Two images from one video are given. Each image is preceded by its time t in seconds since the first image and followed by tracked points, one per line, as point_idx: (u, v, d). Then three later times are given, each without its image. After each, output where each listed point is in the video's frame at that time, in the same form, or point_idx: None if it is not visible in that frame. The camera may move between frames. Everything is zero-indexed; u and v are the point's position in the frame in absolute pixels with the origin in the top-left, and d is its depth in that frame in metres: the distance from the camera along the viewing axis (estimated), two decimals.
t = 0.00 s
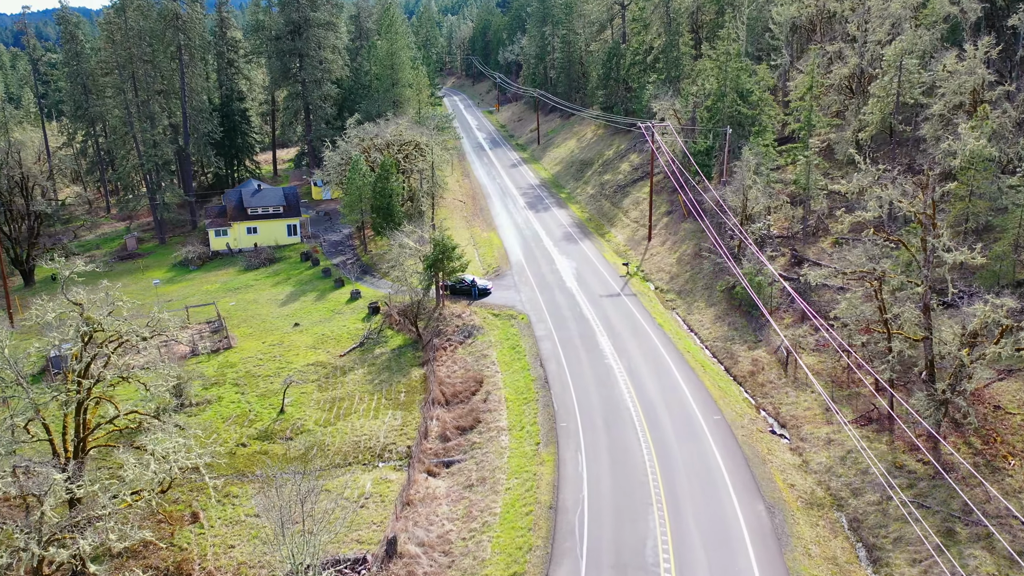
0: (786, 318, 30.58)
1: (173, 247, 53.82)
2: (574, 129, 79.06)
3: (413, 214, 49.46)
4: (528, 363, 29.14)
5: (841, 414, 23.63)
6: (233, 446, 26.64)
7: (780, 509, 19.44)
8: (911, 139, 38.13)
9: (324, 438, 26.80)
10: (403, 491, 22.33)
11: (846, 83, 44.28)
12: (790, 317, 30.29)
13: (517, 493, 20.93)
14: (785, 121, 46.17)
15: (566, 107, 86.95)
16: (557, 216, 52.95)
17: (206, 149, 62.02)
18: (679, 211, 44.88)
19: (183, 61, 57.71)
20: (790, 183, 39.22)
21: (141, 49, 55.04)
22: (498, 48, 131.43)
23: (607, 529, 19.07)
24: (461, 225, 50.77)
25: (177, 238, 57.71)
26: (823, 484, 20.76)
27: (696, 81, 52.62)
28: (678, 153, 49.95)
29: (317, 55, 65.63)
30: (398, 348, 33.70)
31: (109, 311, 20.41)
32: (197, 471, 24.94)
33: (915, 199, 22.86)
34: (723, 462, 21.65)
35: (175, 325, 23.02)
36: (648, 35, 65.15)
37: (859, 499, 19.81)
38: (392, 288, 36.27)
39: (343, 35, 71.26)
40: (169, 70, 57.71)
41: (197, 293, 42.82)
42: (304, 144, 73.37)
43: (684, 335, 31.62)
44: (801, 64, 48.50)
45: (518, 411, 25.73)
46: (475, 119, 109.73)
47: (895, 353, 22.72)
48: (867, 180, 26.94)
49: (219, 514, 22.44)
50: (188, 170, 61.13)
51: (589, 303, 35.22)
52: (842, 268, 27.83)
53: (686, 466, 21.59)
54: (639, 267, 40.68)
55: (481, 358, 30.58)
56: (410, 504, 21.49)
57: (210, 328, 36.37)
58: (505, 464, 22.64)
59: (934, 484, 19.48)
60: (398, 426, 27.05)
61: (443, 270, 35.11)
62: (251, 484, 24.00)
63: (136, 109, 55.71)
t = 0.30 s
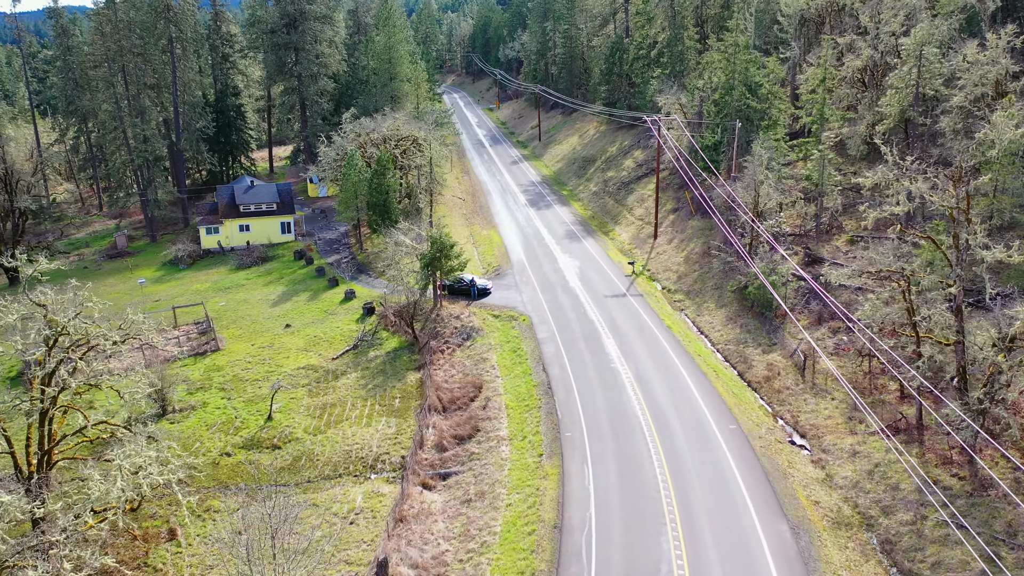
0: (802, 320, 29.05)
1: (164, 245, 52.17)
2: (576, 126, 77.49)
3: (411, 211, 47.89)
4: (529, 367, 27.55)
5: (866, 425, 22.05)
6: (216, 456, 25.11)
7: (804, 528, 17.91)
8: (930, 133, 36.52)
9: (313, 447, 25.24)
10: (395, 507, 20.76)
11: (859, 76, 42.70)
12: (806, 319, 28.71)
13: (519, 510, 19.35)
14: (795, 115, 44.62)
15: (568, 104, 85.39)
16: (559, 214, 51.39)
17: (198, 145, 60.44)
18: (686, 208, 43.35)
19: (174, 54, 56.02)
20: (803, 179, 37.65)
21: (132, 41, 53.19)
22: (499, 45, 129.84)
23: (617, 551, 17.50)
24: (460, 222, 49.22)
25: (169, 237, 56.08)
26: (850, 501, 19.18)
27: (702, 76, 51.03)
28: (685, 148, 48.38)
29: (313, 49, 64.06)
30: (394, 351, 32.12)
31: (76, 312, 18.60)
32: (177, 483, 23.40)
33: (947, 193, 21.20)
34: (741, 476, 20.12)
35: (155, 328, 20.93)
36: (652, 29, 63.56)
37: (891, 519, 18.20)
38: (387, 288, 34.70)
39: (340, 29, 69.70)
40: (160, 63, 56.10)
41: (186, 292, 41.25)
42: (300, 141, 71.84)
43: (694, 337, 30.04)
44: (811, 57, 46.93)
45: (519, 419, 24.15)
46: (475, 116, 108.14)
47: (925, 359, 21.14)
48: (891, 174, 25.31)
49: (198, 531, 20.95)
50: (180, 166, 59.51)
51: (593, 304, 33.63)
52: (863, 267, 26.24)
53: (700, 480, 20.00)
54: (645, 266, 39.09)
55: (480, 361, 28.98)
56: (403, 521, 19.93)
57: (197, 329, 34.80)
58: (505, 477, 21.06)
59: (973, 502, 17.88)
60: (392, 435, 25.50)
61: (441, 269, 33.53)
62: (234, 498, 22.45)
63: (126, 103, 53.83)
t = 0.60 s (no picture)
0: (826, 329, 27.07)
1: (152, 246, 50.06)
2: (580, 124, 75.51)
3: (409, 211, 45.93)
4: (534, 379, 25.54)
5: (904, 448, 20.04)
6: (193, 477, 23.17)
7: (843, 571, 15.98)
8: (957, 129, 34.48)
9: (298, 467, 23.26)
10: (386, 538, 18.77)
11: (879, 70, 40.75)
12: (830, 329, 26.75)
13: (523, 546, 17.38)
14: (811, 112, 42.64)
15: (571, 101, 83.43)
16: (563, 214, 49.42)
17: (189, 142, 58.44)
18: (698, 209, 41.46)
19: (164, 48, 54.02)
20: (823, 178, 35.64)
21: (120, 34, 51.18)
22: (500, 43, 127.91)
23: None
24: (460, 223, 47.29)
25: (158, 237, 54.09)
26: (893, 536, 17.15)
27: (712, 71, 49.04)
28: (694, 146, 46.40)
29: (309, 43, 62.10)
30: (389, 360, 30.13)
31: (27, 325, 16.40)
32: (148, 510, 21.45)
33: (997, 191, 19.19)
34: (769, 507, 18.19)
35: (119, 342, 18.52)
36: (658, 24, 61.58)
37: (941, 558, 16.14)
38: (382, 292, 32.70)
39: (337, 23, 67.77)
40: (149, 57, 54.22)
41: (172, 296, 39.28)
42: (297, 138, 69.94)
43: (710, 348, 28.01)
44: (827, 50, 44.91)
45: (523, 438, 22.16)
46: (477, 115, 106.22)
47: (972, 375, 19.14)
48: (928, 171, 23.25)
49: (168, 564, 19.05)
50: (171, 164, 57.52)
51: (600, 311, 31.64)
52: (895, 274, 24.24)
53: (724, 514, 18.01)
54: (655, 270, 37.06)
55: (480, 373, 26.98)
56: (394, 555, 17.95)
57: (180, 336, 32.82)
58: (508, 506, 19.07)
59: None
60: (384, 454, 23.52)
61: (439, 273, 31.58)
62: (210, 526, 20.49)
63: (114, 97, 51.84)
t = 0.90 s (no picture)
0: (858, 346, 24.76)
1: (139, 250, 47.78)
2: (584, 123, 73.23)
3: (407, 214, 43.69)
4: (539, 401, 23.22)
5: (960, 487, 17.72)
6: (162, 511, 20.91)
7: None
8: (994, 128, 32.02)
9: (279, 500, 21.00)
10: None
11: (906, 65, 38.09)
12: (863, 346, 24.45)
13: None
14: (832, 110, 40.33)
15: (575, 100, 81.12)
16: (569, 217, 47.14)
17: (180, 141, 56.21)
18: (712, 213, 39.20)
19: (152, 43, 51.72)
20: (848, 181, 33.30)
21: (106, 28, 48.90)
22: (503, 41, 125.62)
23: None
24: (461, 226, 45.07)
25: (146, 240, 51.88)
26: None
27: (726, 67, 46.68)
28: (707, 146, 44.07)
29: (305, 39, 59.79)
30: (382, 376, 27.87)
31: None
32: (109, 551, 19.17)
33: None
34: (811, 557, 15.94)
35: (67, 372, 15.35)
36: (667, 19, 59.11)
37: None
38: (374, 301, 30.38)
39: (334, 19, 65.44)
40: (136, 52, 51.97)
41: (155, 305, 37.08)
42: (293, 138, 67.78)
43: (731, 365, 25.65)
44: (848, 44, 42.47)
45: (528, 470, 19.88)
46: (479, 114, 104.01)
47: None
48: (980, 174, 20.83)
49: None
50: (161, 164, 55.33)
51: (610, 323, 29.33)
52: (940, 287, 21.88)
53: (759, 566, 15.71)
54: (668, 278, 34.72)
55: (480, 393, 24.70)
56: None
57: (159, 349, 30.60)
58: (512, 553, 16.78)
59: None
60: (374, 486, 21.24)
61: (437, 282, 29.30)
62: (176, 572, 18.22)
63: (99, 94, 49.62)
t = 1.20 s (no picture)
0: (896, 360, 22.50)
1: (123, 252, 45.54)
2: (588, 121, 70.98)
3: (404, 214, 41.49)
4: (546, 422, 20.92)
5: None
6: (123, 546, 18.64)
7: None
8: None
9: (254, 534, 18.72)
10: None
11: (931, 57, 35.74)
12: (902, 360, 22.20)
13: None
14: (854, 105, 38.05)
15: (579, 97, 78.89)
16: (574, 217, 44.86)
17: (168, 138, 53.98)
18: (727, 213, 36.97)
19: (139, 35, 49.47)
20: (875, 179, 31.01)
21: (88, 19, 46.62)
22: (505, 39, 123.35)
23: None
24: (460, 227, 42.86)
25: (132, 241, 49.63)
26: None
27: (739, 60, 44.37)
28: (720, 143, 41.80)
29: (300, 33, 57.49)
30: (374, 391, 25.62)
31: None
32: None
33: None
34: None
35: None
36: (676, 12, 56.77)
37: None
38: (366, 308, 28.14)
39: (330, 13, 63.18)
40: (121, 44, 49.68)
41: (135, 311, 34.85)
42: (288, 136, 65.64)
43: (756, 380, 23.34)
44: (869, 35, 40.17)
45: (533, 503, 17.59)
46: (480, 112, 101.77)
47: None
48: None
49: None
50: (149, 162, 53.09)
51: (622, 332, 27.02)
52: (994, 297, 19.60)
53: None
54: (682, 284, 32.44)
55: (480, 411, 22.41)
56: None
57: (134, 359, 28.35)
58: None
59: None
60: (361, 517, 18.96)
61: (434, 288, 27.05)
62: None
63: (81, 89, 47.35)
